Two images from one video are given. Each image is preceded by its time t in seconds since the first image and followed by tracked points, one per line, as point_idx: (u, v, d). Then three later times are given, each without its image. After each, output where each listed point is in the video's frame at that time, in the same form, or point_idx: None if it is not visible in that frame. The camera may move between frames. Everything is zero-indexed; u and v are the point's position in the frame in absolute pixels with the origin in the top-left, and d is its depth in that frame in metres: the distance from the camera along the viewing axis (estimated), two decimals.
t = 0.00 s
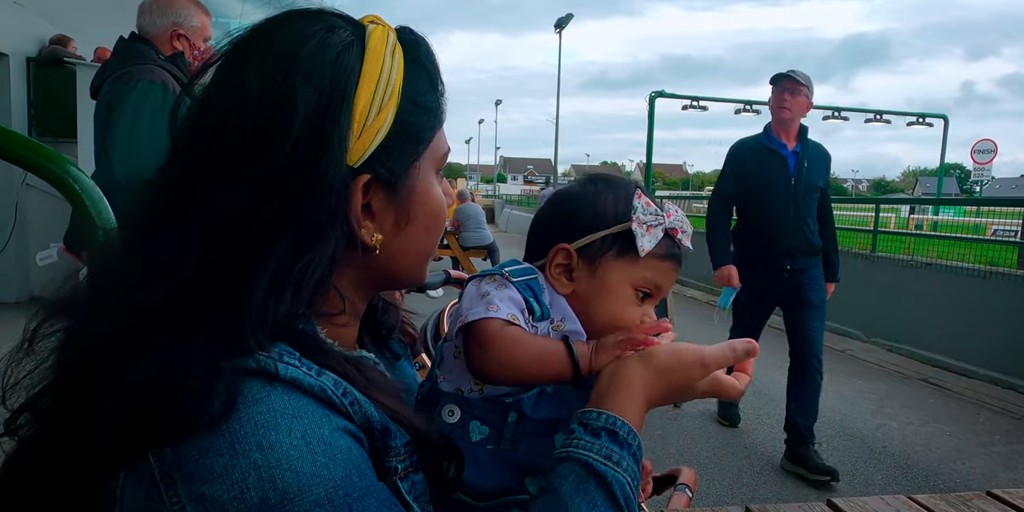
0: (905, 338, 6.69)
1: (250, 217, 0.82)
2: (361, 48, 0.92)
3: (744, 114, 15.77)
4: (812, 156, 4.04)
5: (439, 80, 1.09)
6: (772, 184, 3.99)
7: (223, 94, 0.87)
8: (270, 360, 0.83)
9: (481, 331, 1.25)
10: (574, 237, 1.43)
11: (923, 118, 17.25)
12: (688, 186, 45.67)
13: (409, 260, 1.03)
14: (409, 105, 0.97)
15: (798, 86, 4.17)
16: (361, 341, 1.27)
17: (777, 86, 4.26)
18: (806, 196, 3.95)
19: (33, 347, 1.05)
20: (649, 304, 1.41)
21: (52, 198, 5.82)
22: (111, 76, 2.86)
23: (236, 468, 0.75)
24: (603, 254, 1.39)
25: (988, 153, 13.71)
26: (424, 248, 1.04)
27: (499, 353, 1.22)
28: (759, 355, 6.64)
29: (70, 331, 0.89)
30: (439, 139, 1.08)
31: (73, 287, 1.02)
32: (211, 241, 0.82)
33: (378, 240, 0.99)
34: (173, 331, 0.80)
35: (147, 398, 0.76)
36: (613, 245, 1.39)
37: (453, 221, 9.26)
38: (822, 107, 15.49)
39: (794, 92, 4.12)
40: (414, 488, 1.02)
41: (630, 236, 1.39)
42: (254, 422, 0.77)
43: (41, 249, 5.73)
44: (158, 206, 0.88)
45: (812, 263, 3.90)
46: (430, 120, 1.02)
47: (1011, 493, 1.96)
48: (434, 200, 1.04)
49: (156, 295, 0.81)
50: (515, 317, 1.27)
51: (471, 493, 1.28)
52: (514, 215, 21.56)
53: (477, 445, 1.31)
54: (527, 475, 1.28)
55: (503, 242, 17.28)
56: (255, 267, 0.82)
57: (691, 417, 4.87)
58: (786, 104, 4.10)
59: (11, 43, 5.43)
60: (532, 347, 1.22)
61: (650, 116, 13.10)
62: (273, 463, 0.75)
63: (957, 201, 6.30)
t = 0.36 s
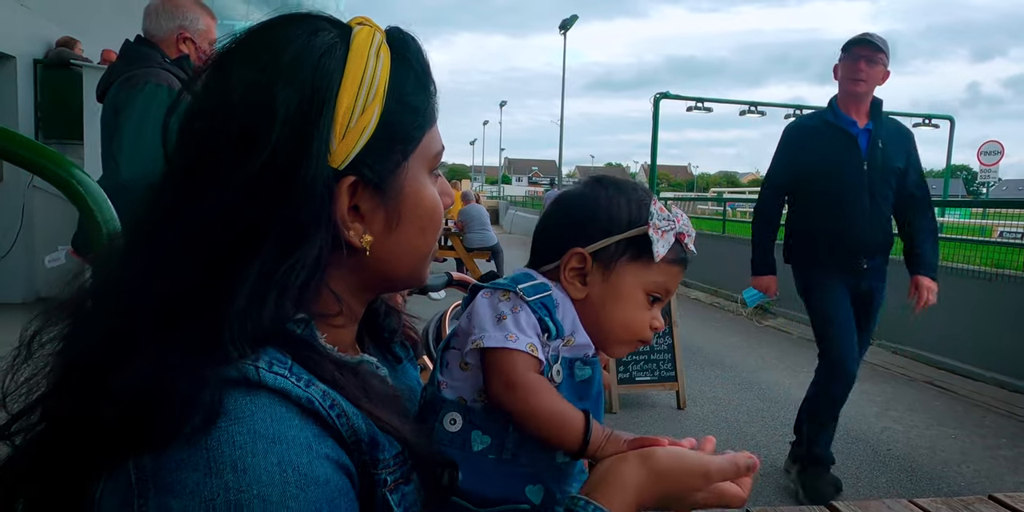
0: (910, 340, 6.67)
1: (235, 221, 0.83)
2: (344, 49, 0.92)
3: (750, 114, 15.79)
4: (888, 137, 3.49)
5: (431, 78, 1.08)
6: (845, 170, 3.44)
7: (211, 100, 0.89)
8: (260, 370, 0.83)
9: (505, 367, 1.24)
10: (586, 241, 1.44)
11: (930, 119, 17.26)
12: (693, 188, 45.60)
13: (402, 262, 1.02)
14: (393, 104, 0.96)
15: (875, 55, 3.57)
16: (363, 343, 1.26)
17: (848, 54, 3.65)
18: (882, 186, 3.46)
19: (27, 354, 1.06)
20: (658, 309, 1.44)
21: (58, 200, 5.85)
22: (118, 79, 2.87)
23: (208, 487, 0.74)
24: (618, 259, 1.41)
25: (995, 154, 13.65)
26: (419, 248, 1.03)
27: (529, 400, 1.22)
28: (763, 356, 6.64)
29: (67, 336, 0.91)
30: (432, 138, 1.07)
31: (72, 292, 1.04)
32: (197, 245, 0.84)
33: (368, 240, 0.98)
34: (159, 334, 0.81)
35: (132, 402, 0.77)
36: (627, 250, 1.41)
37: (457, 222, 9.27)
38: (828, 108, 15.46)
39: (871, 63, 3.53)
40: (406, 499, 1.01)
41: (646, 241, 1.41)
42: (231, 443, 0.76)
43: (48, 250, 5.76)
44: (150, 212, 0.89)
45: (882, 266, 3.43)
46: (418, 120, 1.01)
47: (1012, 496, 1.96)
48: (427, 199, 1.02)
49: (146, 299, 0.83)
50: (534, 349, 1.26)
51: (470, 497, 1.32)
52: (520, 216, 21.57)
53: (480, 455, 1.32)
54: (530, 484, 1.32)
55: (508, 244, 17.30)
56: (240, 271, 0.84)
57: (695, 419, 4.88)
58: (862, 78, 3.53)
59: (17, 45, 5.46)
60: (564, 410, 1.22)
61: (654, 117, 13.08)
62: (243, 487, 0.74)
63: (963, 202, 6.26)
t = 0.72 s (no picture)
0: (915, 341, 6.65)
1: (235, 217, 0.84)
2: (335, 43, 0.93)
3: (754, 114, 15.75)
4: (1005, 126, 2.84)
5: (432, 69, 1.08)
6: (960, 165, 2.75)
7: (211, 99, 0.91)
8: (272, 377, 0.83)
9: (517, 379, 1.26)
10: (599, 240, 1.44)
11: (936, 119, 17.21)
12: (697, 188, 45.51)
13: (404, 254, 1.02)
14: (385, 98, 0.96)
15: (983, 24, 2.92)
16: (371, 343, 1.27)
17: (948, 24, 2.98)
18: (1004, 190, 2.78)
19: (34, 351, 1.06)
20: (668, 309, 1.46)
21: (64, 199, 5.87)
22: (130, 80, 2.89)
23: (217, 500, 0.75)
24: (629, 261, 1.42)
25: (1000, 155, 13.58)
26: (422, 244, 1.03)
27: (537, 418, 1.23)
28: (768, 358, 6.63)
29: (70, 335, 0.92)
30: (434, 130, 1.06)
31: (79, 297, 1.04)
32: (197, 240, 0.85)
33: (364, 235, 0.98)
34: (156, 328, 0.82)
35: (133, 401, 0.77)
36: (639, 251, 1.42)
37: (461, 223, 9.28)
38: (832, 108, 15.41)
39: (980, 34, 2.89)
40: (417, 507, 0.96)
41: (659, 244, 1.41)
42: (242, 455, 0.77)
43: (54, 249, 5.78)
44: (152, 212, 0.91)
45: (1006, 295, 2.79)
46: (415, 112, 1.01)
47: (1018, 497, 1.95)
48: (428, 194, 1.02)
49: (145, 293, 0.84)
50: (543, 359, 1.28)
51: (491, 497, 1.31)
52: (523, 216, 21.58)
53: (498, 458, 1.31)
54: (547, 483, 1.30)
55: (511, 244, 17.30)
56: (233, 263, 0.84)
57: (699, 419, 4.87)
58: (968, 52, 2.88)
59: (24, 45, 5.48)
60: (571, 434, 1.23)
61: (658, 117, 13.06)
62: (253, 501, 0.75)
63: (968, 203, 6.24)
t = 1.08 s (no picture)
0: (921, 340, 6.63)
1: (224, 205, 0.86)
2: (295, 29, 0.92)
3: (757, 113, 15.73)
4: None
5: (415, 54, 1.01)
6: None
7: (205, 107, 0.95)
8: (296, 370, 0.80)
9: (528, 390, 1.24)
10: (587, 223, 1.42)
11: (941, 117, 17.19)
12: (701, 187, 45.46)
13: (379, 240, 0.91)
14: (336, 72, 0.90)
15: None
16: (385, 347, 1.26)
17: None
18: None
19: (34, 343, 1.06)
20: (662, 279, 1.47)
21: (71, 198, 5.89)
22: (141, 80, 2.89)
23: (241, 491, 0.72)
24: (620, 239, 1.41)
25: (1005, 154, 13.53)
26: (402, 229, 0.91)
27: (548, 432, 1.22)
28: (773, 356, 6.62)
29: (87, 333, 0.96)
30: (413, 104, 0.95)
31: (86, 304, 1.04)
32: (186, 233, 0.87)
33: (322, 217, 0.90)
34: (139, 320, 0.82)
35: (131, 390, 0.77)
36: (630, 229, 1.41)
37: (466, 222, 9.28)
38: (836, 107, 15.39)
39: None
40: (434, 501, 0.96)
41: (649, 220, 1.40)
42: (267, 449, 0.73)
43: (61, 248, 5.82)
44: (155, 216, 0.93)
45: None
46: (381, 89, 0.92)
47: None
48: (396, 169, 0.90)
49: (138, 286, 0.86)
50: (551, 368, 1.26)
51: (505, 489, 1.31)
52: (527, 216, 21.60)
53: (509, 454, 1.31)
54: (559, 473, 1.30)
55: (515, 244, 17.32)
56: (208, 247, 0.84)
57: (705, 418, 4.86)
58: None
59: (31, 45, 5.49)
60: (581, 446, 1.22)
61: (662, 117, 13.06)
62: (276, 495, 0.72)
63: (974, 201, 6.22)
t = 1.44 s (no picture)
0: (928, 340, 6.58)
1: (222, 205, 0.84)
2: (284, 24, 0.89)
3: (763, 113, 15.67)
4: None
5: (404, 46, 0.99)
6: None
7: (198, 106, 0.92)
8: (301, 368, 0.76)
9: (544, 398, 1.20)
10: (588, 206, 1.34)
11: (947, 116, 17.07)
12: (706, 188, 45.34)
13: (376, 234, 0.89)
14: (329, 67, 0.87)
15: None
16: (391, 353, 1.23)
17: None
18: None
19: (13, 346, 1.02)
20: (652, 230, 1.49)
21: (74, 200, 5.89)
22: (144, 79, 2.88)
23: (244, 495, 0.68)
24: (623, 214, 1.36)
25: (1012, 153, 13.43)
26: (401, 221, 0.89)
27: (565, 443, 1.18)
28: (778, 356, 6.57)
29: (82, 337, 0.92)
30: (406, 93, 0.92)
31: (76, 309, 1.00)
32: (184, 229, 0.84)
33: (318, 213, 0.89)
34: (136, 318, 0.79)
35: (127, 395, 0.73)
36: (628, 200, 1.36)
37: (470, 222, 9.26)
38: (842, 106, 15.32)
39: None
40: (442, 501, 0.92)
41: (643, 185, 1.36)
42: (272, 451, 0.69)
43: (65, 250, 5.81)
44: (150, 218, 0.90)
45: None
46: (375, 83, 0.90)
47: None
48: (392, 163, 0.88)
49: (132, 287, 0.82)
50: (566, 377, 1.22)
51: (521, 485, 1.27)
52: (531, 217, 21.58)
53: (527, 452, 1.27)
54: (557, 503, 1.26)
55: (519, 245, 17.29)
56: (204, 243, 0.81)
57: (711, 418, 4.83)
58: None
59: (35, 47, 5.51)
60: (596, 462, 1.18)
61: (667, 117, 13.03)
62: (280, 497, 0.68)
63: (980, 200, 6.18)
